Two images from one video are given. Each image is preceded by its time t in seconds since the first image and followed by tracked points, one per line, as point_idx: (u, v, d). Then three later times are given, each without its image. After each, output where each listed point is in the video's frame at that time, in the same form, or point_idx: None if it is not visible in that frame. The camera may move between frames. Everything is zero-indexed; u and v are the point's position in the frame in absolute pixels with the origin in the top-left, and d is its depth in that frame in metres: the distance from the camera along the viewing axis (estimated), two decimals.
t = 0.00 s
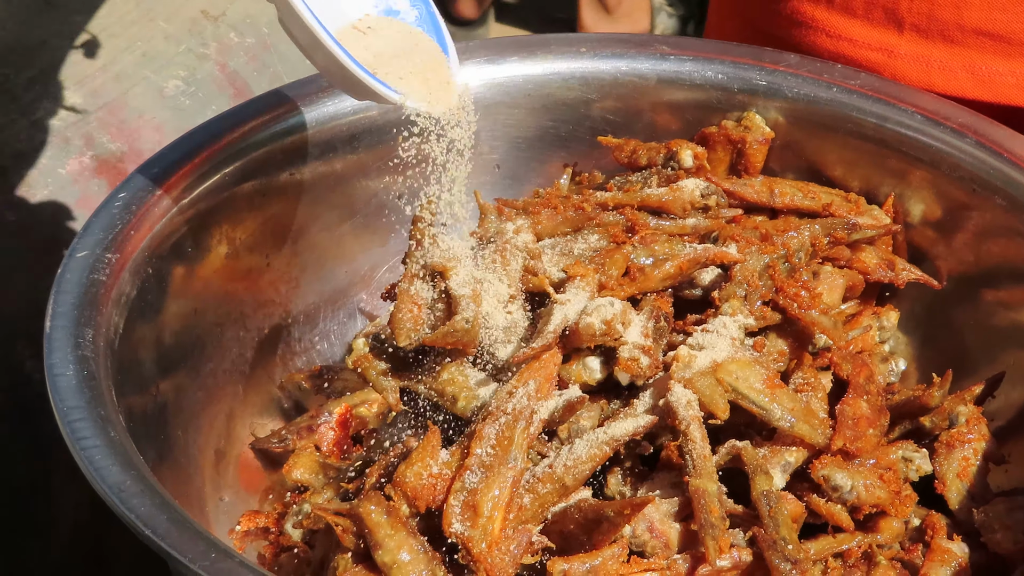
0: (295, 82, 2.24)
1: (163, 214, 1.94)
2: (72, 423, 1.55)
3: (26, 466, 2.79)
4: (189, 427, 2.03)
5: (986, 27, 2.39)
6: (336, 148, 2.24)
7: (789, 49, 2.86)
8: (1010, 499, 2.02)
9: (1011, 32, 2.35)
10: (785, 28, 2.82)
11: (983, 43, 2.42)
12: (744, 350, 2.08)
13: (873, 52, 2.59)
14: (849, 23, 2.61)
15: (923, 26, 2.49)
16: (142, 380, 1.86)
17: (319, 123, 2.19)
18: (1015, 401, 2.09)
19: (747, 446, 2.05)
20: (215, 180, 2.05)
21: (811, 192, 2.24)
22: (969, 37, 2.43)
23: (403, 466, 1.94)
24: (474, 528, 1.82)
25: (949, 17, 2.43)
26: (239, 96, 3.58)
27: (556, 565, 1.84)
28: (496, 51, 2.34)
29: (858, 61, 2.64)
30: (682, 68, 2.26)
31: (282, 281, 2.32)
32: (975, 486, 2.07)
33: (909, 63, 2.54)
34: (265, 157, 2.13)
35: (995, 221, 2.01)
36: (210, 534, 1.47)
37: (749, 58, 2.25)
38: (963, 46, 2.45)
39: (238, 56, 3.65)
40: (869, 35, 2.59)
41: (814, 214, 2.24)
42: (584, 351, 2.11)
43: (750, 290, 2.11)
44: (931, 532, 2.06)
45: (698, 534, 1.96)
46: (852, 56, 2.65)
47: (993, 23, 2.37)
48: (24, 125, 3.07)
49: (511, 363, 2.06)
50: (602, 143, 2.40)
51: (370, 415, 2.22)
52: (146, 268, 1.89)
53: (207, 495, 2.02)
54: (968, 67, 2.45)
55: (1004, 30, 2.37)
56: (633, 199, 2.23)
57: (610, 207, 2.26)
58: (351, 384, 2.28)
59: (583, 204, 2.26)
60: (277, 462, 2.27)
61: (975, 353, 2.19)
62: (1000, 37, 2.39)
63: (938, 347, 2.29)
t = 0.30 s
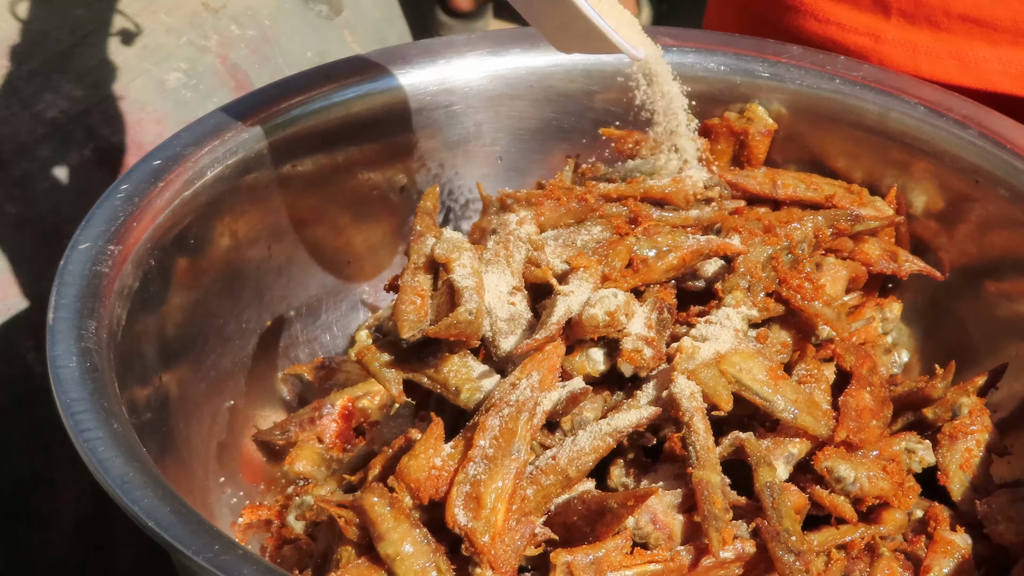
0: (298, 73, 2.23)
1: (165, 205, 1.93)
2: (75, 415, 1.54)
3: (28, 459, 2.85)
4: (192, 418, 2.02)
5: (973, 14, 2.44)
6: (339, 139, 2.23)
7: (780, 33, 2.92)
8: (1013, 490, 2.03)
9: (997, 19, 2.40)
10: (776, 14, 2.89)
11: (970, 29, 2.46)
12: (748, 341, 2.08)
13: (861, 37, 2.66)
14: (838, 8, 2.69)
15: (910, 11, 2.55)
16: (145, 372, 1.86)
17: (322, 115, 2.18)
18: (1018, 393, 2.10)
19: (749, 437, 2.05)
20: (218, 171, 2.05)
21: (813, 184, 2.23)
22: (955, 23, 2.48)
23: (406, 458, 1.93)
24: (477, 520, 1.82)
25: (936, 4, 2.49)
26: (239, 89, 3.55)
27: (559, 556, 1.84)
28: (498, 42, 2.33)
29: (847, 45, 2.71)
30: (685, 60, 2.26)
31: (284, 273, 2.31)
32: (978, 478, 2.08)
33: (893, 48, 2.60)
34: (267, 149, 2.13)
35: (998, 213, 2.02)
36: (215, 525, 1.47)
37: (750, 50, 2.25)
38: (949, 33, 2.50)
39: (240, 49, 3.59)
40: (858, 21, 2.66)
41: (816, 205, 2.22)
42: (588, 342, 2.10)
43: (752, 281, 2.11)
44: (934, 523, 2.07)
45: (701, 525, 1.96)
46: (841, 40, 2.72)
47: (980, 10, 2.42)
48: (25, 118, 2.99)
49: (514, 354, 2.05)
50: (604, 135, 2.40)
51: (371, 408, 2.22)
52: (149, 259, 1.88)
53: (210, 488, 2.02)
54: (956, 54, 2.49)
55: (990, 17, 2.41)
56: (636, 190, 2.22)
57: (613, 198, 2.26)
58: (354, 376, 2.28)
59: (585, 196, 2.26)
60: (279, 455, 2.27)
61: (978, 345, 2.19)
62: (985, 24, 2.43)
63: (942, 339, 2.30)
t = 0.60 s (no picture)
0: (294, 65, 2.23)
1: (161, 197, 1.93)
2: (70, 406, 1.54)
3: (22, 450, 2.85)
4: (187, 410, 2.02)
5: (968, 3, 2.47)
6: (334, 132, 2.23)
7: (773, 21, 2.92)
8: (1008, 482, 2.05)
9: (992, 7, 2.43)
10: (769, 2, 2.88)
11: (966, 19, 2.49)
12: (744, 333, 2.08)
13: (857, 26, 2.67)
14: None
15: None
16: (140, 364, 1.86)
17: (317, 107, 2.18)
18: (1013, 384, 2.11)
19: (745, 428, 2.04)
20: (213, 163, 2.05)
21: (808, 175, 2.23)
22: (951, 12, 2.52)
23: (401, 450, 1.93)
24: (474, 511, 1.82)
25: None
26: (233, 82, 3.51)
27: (555, 548, 1.84)
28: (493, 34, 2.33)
29: (843, 34, 2.71)
30: (681, 51, 2.25)
31: (280, 266, 2.31)
32: (973, 469, 2.09)
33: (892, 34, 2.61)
34: (263, 141, 2.13)
35: (994, 205, 2.03)
36: (210, 516, 1.47)
37: (746, 42, 2.25)
38: (945, 21, 2.53)
39: (234, 41, 3.59)
40: (854, 10, 2.66)
41: (812, 197, 2.23)
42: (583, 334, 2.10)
43: (748, 274, 2.10)
44: (930, 515, 2.07)
45: (696, 516, 1.96)
46: (836, 28, 2.72)
47: None
48: (20, 110, 3.03)
49: (509, 346, 2.05)
50: (600, 126, 2.40)
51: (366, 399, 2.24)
52: (144, 251, 1.88)
53: (206, 479, 2.02)
54: (951, 43, 2.52)
55: (985, 6, 2.44)
56: (632, 182, 2.22)
57: (608, 190, 2.25)
58: (349, 368, 2.32)
59: (580, 188, 2.26)
60: (275, 447, 2.27)
61: (974, 337, 2.20)
62: (982, 12, 2.46)
63: (937, 330, 2.30)
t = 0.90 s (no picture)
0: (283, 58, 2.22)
1: (150, 190, 1.93)
2: (59, 399, 1.53)
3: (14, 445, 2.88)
4: (176, 403, 2.02)
5: None
6: (323, 125, 2.23)
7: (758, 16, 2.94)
8: (997, 475, 2.05)
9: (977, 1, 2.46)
10: None
11: (950, 13, 2.52)
12: (733, 326, 2.08)
13: (842, 19, 2.68)
14: None
15: None
16: (130, 357, 1.85)
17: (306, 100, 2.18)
18: (1001, 376, 2.12)
19: (734, 422, 2.05)
20: (202, 156, 2.04)
21: (798, 169, 2.23)
22: (936, 7, 2.54)
23: (390, 444, 1.93)
24: (462, 505, 1.82)
25: None
26: (223, 74, 3.64)
27: (543, 541, 1.85)
28: (484, 27, 2.33)
29: (828, 28, 2.71)
30: (671, 45, 2.25)
31: (270, 259, 2.30)
32: (962, 462, 2.09)
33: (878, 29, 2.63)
34: (251, 134, 2.12)
35: (984, 199, 2.04)
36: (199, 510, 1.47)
37: (735, 35, 2.25)
38: (929, 15, 2.55)
39: (224, 34, 3.70)
40: (840, 3, 2.68)
41: (801, 190, 2.23)
42: (572, 328, 2.10)
43: (737, 267, 2.10)
44: (919, 509, 2.08)
45: (685, 510, 1.97)
46: (822, 23, 2.73)
47: None
48: (10, 102, 3.27)
49: (497, 338, 2.04)
50: (589, 120, 2.40)
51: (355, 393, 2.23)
52: (134, 245, 1.88)
53: (195, 473, 2.02)
54: (935, 38, 2.54)
55: None
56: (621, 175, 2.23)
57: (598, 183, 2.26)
58: (338, 362, 2.31)
59: (570, 180, 2.26)
60: (264, 441, 2.27)
61: (963, 331, 2.21)
62: (966, 7, 2.49)
63: (926, 324, 2.31)
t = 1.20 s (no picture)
0: (276, 53, 2.23)
1: (142, 185, 1.93)
2: (51, 394, 1.53)
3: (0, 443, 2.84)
4: (168, 399, 2.02)
5: None
6: (315, 120, 2.23)
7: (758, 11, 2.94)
8: (988, 469, 2.04)
9: None
10: None
11: (951, 8, 2.55)
12: (725, 321, 2.08)
13: (843, 17, 2.67)
14: None
15: None
16: (121, 352, 1.85)
17: (298, 95, 2.18)
18: (992, 371, 2.12)
19: (725, 417, 2.05)
20: (194, 152, 2.04)
21: (789, 164, 2.23)
22: (936, 3, 2.56)
23: (382, 438, 1.93)
24: (454, 499, 1.82)
25: None
26: (215, 70, 3.57)
27: (535, 536, 1.85)
28: (475, 23, 2.33)
29: (829, 25, 2.71)
30: (662, 40, 2.25)
31: (261, 254, 2.31)
32: (954, 457, 2.09)
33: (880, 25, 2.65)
34: (244, 130, 2.12)
35: (975, 194, 2.04)
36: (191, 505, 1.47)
37: (727, 30, 2.25)
38: (930, 11, 2.57)
39: (216, 30, 3.59)
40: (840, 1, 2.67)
41: (793, 185, 2.23)
42: (563, 322, 2.10)
43: (728, 261, 2.11)
44: (910, 503, 2.08)
45: (676, 503, 1.97)
46: (822, 20, 2.72)
47: None
48: None
49: (488, 332, 2.05)
50: (581, 115, 2.40)
51: (347, 388, 2.22)
52: (126, 239, 1.88)
53: (187, 468, 2.02)
54: (936, 32, 2.56)
55: None
56: (612, 170, 2.22)
57: (590, 178, 2.26)
58: (330, 357, 2.29)
59: (562, 175, 2.27)
60: (256, 436, 2.27)
61: (955, 326, 2.22)
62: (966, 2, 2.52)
63: (917, 318, 2.32)
